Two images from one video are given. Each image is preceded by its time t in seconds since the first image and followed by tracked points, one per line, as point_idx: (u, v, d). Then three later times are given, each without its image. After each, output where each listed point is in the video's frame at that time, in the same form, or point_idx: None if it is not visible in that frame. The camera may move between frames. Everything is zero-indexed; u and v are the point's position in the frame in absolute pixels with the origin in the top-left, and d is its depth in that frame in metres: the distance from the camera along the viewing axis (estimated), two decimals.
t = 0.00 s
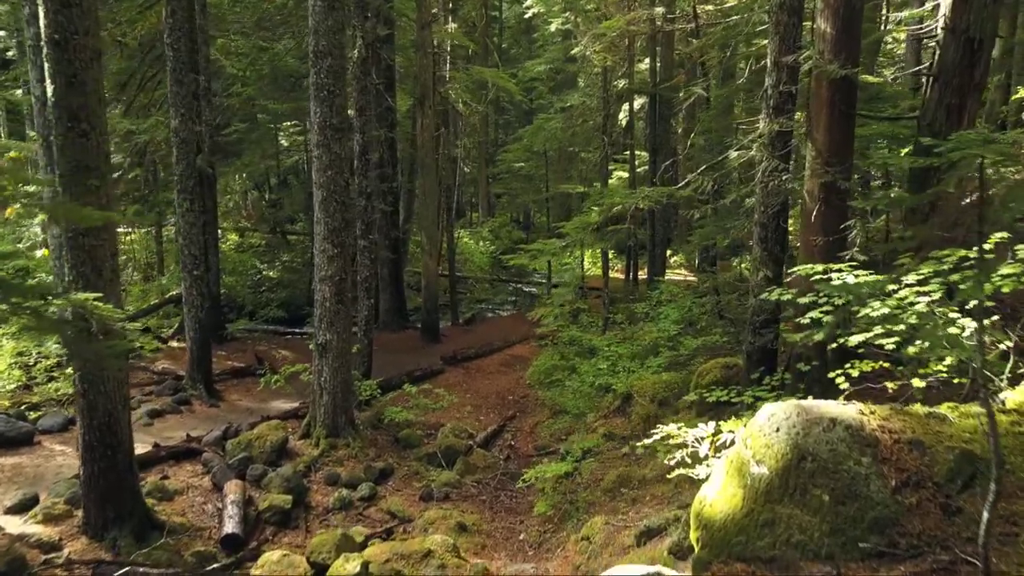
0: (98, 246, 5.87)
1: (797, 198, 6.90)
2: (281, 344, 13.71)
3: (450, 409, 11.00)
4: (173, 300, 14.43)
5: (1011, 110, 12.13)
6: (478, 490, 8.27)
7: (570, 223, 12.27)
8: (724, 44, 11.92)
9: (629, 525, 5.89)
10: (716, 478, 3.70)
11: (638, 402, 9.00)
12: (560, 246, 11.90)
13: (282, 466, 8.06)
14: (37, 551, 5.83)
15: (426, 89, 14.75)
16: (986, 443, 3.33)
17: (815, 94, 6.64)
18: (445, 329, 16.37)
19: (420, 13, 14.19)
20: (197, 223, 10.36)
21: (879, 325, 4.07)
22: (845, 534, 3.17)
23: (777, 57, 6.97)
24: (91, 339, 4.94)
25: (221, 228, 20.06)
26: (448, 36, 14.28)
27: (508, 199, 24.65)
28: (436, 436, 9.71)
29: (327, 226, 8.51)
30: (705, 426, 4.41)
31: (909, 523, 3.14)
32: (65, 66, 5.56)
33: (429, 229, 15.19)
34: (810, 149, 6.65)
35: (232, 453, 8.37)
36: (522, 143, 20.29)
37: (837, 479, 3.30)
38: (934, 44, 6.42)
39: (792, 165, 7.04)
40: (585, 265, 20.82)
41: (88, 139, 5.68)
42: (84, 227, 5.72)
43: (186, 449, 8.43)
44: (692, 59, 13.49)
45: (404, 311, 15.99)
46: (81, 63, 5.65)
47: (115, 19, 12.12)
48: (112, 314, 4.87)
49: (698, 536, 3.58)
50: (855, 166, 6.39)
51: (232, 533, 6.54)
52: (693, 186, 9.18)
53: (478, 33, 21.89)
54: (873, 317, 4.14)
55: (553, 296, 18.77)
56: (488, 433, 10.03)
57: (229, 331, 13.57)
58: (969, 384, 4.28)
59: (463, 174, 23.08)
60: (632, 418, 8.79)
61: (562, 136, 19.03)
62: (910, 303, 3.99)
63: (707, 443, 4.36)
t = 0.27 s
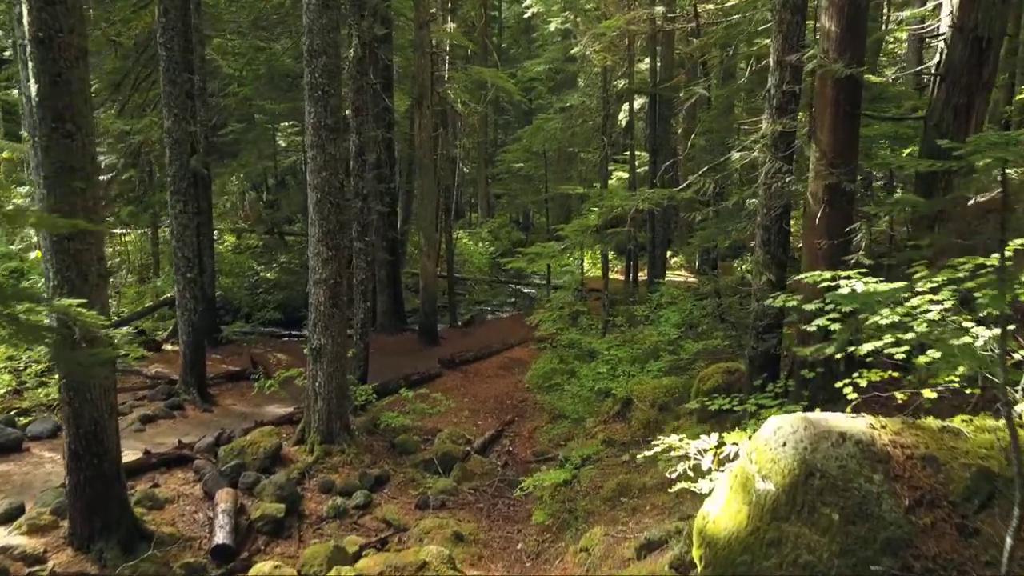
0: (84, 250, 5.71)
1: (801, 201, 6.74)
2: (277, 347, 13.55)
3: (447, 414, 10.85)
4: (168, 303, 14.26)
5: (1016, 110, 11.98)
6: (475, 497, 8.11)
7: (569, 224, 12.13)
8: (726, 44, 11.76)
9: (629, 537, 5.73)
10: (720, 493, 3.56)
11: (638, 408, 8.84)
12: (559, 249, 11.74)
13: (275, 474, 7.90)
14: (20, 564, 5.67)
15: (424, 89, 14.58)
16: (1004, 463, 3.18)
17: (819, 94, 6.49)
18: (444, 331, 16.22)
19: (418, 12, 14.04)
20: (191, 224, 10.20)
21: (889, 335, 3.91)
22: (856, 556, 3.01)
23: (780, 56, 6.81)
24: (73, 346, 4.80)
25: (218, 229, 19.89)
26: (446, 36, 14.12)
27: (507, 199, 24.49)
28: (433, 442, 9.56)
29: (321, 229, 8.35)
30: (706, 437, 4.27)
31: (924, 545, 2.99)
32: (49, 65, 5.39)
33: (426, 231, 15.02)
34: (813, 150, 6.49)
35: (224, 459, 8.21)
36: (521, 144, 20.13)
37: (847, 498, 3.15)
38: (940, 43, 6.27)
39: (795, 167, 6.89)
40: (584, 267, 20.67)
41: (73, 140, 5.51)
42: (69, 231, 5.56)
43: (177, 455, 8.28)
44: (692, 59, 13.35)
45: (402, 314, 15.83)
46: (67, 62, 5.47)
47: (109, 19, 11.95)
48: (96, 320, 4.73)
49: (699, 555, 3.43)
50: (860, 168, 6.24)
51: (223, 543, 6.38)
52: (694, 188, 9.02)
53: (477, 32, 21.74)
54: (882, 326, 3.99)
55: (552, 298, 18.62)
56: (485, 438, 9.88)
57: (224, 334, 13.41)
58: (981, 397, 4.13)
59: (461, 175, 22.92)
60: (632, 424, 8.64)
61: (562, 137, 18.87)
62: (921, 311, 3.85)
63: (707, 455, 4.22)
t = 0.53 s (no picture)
0: (67, 254, 5.54)
1: (805, 203, 6.57)
2: (272, 350, 13.37)
3: (444, 419, 10.68)
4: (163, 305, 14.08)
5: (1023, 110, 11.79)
6: (472, 506, 7.94)
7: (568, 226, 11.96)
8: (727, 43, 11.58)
9: (628, 550, 5.55)
10: (724, 511, 3.37)
11: (638, 414, 8.67)
12: (558, 251, 11.56)
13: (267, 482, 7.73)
14: None
15: (421, 89, 14.41)
16: None
17: (824, 92, 6.32)
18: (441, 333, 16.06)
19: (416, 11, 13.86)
20: (182, 226, 10.01)
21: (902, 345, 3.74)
22: None
23: (784, 55, 6.64)
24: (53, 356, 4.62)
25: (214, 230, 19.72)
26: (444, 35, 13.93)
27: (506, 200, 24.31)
28: (429, 448, 9.39)
29: (315, 231, 8.17)
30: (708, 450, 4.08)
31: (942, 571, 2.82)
32: (30, 64, 5.21)
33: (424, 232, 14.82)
34: (818, 151, 6.32)
35: (216, 467, 8.04)
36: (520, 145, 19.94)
37: (860, 520, 2.97)
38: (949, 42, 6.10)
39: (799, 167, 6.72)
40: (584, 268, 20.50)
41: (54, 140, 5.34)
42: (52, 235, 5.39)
43: (168, 463, 8.11)
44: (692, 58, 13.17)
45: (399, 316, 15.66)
46: (49, 60, 5.29)
47: (101, 17, 11.77)
48: (76, 328, 4.59)
49: None
50: (866, 169, 6.07)
51: (212, 555, 6.21)
52: (696, 190, 8.86)
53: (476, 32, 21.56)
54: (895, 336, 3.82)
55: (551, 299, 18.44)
56: (483, 444, 9.71)
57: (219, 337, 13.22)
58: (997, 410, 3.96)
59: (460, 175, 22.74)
60: (632, 430, 8.47)
61: (561, 137, 18.70)
62: (935, 321, 3.69)
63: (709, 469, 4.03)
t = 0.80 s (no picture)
0: (51, 258, 5.38)
1: (810, 205, 6.42)
2: (268, 352, 13.17)
3: (442, 424, 10.53)
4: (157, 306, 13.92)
5: None
6: (469, 513, 7.78)
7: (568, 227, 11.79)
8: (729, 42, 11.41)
9: (629, 561, 5.39)
10: (728, 527, 3.22)
11: (638, 419, 8.51)
12: (557, 253, 11.41)
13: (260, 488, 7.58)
14: None
15: (419, 89, 14.25)
16: None
17: (829, 91, 6.17)
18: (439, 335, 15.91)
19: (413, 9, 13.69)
20: (176, 226, 9.77)
21: (916, 355, 3.60)
22: None
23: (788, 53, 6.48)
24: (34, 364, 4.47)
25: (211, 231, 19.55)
26: (442, 33, 13.76)
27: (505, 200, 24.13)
28: (426, 453, 9.24)
29: (309, 233, 8.01)
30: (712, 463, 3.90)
31: None
32: (13, 62, 5.06)
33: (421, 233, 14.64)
34: (824, 151, 6.16)
35: (208, 473, 7.89)
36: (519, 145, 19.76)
37: (873, 541, 2.82)
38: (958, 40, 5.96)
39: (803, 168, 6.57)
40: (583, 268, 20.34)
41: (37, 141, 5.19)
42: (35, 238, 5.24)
43: (161, 470, 7.97)
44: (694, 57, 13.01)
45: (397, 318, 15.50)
46: (32, 57, 5.14)
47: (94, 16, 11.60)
48: (58, 333, 4.48)
49: None
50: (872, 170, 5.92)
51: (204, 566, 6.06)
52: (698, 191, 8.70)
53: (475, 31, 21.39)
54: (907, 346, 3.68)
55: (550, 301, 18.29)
56: (480, 449, 9.57)
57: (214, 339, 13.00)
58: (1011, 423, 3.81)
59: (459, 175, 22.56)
60: (632, 436, 8.32)
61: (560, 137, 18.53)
62: (950, 331, 3.55)
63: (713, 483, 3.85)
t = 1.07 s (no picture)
0: (33, 262, 5.22)
1: (815, 206, 6.26)
2: (263, 355, 13.02)
3: (439, 428, 10.37)
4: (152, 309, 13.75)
5: None
6: (466, 521, 7.62)
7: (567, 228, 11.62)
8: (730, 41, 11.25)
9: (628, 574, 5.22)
10: (732, 545, 2.91)
11: (638, 424, 8.35)
12: (556, 255, 11.26)
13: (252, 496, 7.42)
14: None
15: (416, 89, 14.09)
16: None
17: (835, 90, 6.02)
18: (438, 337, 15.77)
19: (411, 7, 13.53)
20: (167, 230, 9.71)
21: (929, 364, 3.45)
22: None
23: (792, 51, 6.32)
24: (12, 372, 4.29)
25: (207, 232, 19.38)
26: (439, 32, 13.60)
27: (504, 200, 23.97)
28: (423, 459, 9.08)
29: (302, 235, 7.85)
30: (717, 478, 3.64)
31: None
32: None
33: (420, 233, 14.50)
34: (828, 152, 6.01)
35: (200, 480, 7.74)
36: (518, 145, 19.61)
37: (889, 563, 2.68)
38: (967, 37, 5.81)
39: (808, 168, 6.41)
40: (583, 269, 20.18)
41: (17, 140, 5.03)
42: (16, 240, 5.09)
43: (151, 477, 7.81)
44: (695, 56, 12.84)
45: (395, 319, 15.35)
46: (14, 55, 4.98)
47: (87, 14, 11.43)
48: (37, 340, 4.30)
49: None
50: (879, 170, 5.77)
51: None
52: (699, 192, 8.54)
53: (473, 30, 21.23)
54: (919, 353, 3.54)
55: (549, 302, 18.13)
56: (478, 454, 9.41)
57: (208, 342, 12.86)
58: None
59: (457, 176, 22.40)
60: (632, 441, 8.16)
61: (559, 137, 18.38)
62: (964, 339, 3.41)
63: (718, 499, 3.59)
